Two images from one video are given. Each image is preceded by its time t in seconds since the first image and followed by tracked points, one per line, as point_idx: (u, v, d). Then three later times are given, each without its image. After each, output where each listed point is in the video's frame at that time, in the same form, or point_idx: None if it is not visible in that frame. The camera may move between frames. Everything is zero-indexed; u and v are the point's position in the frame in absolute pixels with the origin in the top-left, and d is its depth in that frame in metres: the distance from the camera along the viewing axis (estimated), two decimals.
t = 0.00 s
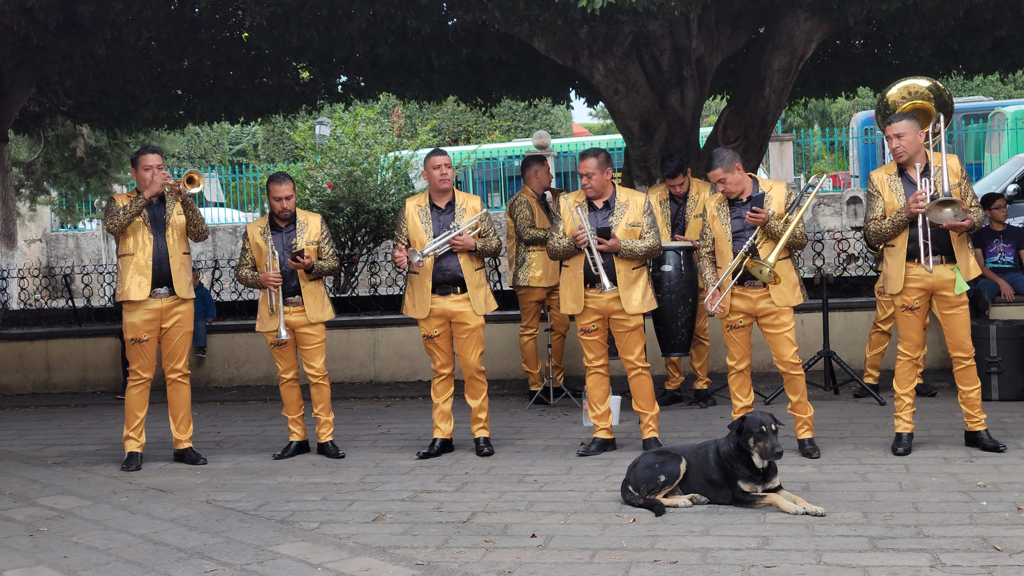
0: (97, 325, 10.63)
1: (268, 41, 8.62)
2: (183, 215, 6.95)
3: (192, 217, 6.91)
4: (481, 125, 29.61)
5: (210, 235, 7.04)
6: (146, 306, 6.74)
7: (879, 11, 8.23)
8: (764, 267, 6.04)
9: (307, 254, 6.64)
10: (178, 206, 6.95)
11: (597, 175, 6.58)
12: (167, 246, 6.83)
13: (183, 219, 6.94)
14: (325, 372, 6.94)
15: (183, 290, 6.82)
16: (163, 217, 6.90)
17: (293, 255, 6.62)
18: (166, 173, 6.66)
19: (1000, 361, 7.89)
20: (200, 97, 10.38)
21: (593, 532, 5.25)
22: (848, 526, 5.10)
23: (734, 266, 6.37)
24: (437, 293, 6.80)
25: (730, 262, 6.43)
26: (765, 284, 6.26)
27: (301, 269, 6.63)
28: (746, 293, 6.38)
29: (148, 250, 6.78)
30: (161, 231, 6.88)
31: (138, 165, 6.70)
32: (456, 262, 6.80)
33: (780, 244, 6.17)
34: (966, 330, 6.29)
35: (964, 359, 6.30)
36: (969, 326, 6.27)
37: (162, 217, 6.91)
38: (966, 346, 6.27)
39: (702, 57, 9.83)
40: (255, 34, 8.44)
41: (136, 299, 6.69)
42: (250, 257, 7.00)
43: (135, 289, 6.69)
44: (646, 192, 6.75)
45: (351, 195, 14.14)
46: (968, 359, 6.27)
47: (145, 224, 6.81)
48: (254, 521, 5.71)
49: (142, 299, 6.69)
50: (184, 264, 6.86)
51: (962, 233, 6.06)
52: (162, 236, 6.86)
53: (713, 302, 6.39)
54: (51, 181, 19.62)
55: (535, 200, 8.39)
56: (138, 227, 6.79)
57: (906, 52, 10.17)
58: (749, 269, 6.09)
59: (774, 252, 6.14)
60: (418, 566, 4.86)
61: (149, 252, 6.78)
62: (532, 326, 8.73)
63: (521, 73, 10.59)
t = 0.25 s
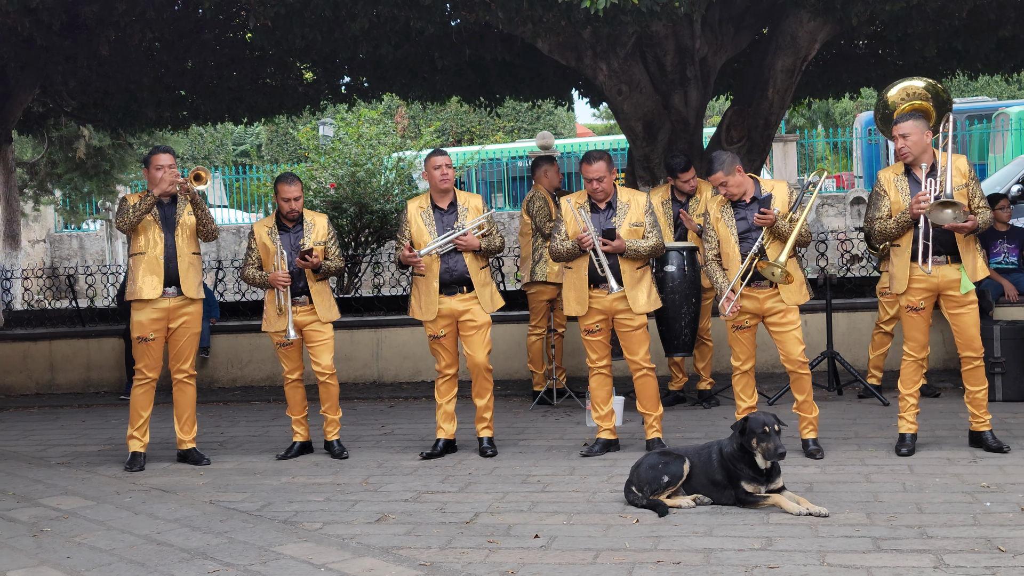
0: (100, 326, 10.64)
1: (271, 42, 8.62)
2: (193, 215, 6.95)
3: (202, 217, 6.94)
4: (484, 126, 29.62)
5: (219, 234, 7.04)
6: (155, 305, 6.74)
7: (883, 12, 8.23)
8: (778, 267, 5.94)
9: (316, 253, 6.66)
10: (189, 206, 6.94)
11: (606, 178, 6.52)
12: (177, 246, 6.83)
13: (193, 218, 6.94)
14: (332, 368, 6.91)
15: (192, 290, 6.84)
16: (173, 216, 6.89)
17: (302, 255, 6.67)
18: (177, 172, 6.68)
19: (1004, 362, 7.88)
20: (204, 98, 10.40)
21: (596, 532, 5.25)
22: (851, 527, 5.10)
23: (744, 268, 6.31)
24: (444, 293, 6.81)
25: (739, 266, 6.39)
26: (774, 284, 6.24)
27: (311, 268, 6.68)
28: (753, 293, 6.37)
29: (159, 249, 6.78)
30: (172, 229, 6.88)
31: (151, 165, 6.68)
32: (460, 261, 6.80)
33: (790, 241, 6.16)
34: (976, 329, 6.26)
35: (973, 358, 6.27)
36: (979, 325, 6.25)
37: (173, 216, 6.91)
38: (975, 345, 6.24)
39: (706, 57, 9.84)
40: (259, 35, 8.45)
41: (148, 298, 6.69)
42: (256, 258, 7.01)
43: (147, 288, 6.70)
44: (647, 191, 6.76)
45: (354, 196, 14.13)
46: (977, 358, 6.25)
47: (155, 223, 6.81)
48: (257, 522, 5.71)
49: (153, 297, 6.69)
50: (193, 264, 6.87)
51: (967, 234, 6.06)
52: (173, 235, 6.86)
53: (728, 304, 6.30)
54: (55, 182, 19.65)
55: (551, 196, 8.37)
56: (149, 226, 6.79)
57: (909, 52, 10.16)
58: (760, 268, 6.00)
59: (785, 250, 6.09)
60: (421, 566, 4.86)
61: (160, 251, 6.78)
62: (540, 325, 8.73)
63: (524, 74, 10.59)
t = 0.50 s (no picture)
0: (105, 327, 10.65)
1: (276, 43, 8.63)
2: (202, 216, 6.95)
3: (212, 217, 6.92)
4: (488, 127, 29.62)
5: (228, 234, 7.03)
6: (162, 305, 6.74)
7: (887, 13, 8.23)
8: (791, 265, 5.92)
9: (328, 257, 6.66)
10: (199, 207, 6.94)
11: (613, 179, 6.53)
12: (186, 247, 6.84)
13: (203, 219, 6.92)
14: (341, 373, 6.97)
15: (200, 290, 6.84)
16: (183, 217, 6.90)
17: (314, 257, 6.66)
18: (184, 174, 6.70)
19: (1008, 363, 7.87)
20: (208, 99, 10.42)
21: (600, 534, 5.25)
22: (856, 528, 5.09)
23: (756, 268, 6.28)
24: (455, 294, 6.82)
25: (751, 267, 6.37)
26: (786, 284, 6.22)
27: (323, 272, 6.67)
28: (762, 295, 6.36)
29: (167, 249, 6.79)
30: (181, 230, 6.88)
31: (160, 165, 6.71)
32: (470, 262, 6.80)
33: (803, 240, 6.17)
34: (974, 333, 6.29)
35: (970, 360, 6.30)
36: (978, 329, 6.28)
37: (183, 217, 6.91)
38: (972, 347, 6.28)
39: (710, 59, 9.79)
40: (263, 36, 8.46)
41: (155, 297, 6.70)
42: (271, 257, 7.04)
43: (155, 287, 6.70)
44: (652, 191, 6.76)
45: (358, 197, 14.12)
46: (974, 360, 6.27)
47: (164, 222, 6.82)
48: (261, 523, 5.71)
49: (160, 297, 6.70)
50: (202, 264, 6.87)
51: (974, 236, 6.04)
52: (182, 236, 6.86)
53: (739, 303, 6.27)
54: (59, 183, 19.69)
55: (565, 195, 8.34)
56: (157, 225, 6.81)
57: (914, 53, 10.15)
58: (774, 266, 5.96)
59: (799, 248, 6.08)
60: (424, 567, 4.86)
61: (168, 251, 6.79)
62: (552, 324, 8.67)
63: (529, 75, 10.58)
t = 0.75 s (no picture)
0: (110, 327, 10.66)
1: (280, 44, 8.63)
2: (210, 216, 6.96)
3: (220, 218, 6.95)
4: (493, 128, 29.63)
5: (236, 235, 7.07)
6: (170, 305, 6.75)
7: (891, 14, 8.23)
8: (805, 266, 5.96)
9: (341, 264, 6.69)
10: (207, 207, 6.95)
11: (622, 180, 6.51)
12: (194, 247, 6.84)
13: (211, 219, 6.95)
14: (351, 374, 6.97)
15: (209, 290, 6.83)
16: (191, 217, 6.91)
17: (327, 261, 6.69)
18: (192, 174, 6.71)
19: (1013, 364, 7.87)
20: (213, 100, 10.44)
21: (604, 534, 5.25)
22: (860, 529, 5.09)
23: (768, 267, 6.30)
24: (465, 294, 6.83)
25: (763, 270, 6.37)
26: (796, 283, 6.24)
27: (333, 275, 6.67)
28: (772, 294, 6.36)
29: (175, 249, 6.80)
30: (189, 231, 6.89)
31: (169, 165, 6.69)
32: (482, 262, 6.81)
33: (814, 240, 6.20)
34: (983, 333, 6.29)
35: (978, 361, 6.31)
36: (987, 330, 6.28)
37: (191, 217, 6.93)
38: (981, 348, 6.29)
39: (715, 59, 9.82)
40: (268, 37, 8.47)
41: (162, 297, 6.70)
42: (288, 255, 7.07)
43: (164, 287, 6.71)
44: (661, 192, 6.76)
45: (363, 198, 14.16)
46: (983, 360, 6.29)
47: (173, 222, 6.84)
48: (265, 523, 5.71)
49: (168, 297, 6.70)
50: (210, 265, 6.87)
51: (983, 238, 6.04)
52: (190, 236, 6.87)
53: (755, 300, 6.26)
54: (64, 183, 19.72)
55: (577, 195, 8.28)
56: (166, 225, 6.83)
57: (919, 54, 10.14)
58: (788, 266, 6.00)
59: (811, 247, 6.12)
60: (429, 568, 4.86)
61: (176, 251, 6.79)
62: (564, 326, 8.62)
63: (533, 75, 10.59)
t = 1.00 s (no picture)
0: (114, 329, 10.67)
1: (284, 45, 8.64)
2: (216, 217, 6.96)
3: (225, 220, 6.91)
4: (497, 129, 29.64)
5: (242, 237, 7.03)
6: (177, 305, 6.76)
7: (895, 14, 8.23)
8: (813, 267, 5.94)
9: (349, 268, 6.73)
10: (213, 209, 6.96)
11: (630, 180, 6.51)
12: (199, 249, 6.86)
13: (216, 221, 6.93)
14: (357, 375, 6.99)
15: (213, 292, 6.83)
16: (197, 219, 6.92)
17: (336, 263, 6.70)
18: (197, 176, 6.70)
19: (1018, 365, 7.87)
20: (217, 101, 10.46)
21: (609, 535, 5.24)
22: (865, 531, 5.09)
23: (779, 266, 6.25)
24: (473, 295, 6.82)
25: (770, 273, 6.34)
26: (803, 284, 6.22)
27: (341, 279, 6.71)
28: (778, 292, 6.32)
29: (180, 251, 6.82)
30: (195, 232, 6.90)
31: (176, 167, 6.69)
32: (492, 265, 6.81)
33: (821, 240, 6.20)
34: (989, 334, 6.28)
35: (983, 362, 6.30)
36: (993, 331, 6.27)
37: (197, 219, 6.94)
38: (986, 349, 6.28)
39: (718, 60, 9.85)
40: (271, 38, 8.48)
41: (168, 299, 6.72)
42: (300, 254, 7.10)
43: (169, 289, 6.74)
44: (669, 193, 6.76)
45: (367, 198, 14.13)
46: (988, 361, 6.28)
47: (179, 224, 6.86)
48: (269, 524, 5.71)
49: (173, 299, 6.72)
50: (215, 266, 6.88)
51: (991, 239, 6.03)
52: (195, 237, 6.89)
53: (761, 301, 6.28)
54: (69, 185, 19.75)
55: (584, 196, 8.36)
56: (172, 226, 6.85)
57: (924, 55, 10.13)
58: (798, 267, 5.99)
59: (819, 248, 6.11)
60: (433, 569, 4.86)
61: (183, 254, 6.82)
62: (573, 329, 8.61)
63: (537, 76, 10.58)
